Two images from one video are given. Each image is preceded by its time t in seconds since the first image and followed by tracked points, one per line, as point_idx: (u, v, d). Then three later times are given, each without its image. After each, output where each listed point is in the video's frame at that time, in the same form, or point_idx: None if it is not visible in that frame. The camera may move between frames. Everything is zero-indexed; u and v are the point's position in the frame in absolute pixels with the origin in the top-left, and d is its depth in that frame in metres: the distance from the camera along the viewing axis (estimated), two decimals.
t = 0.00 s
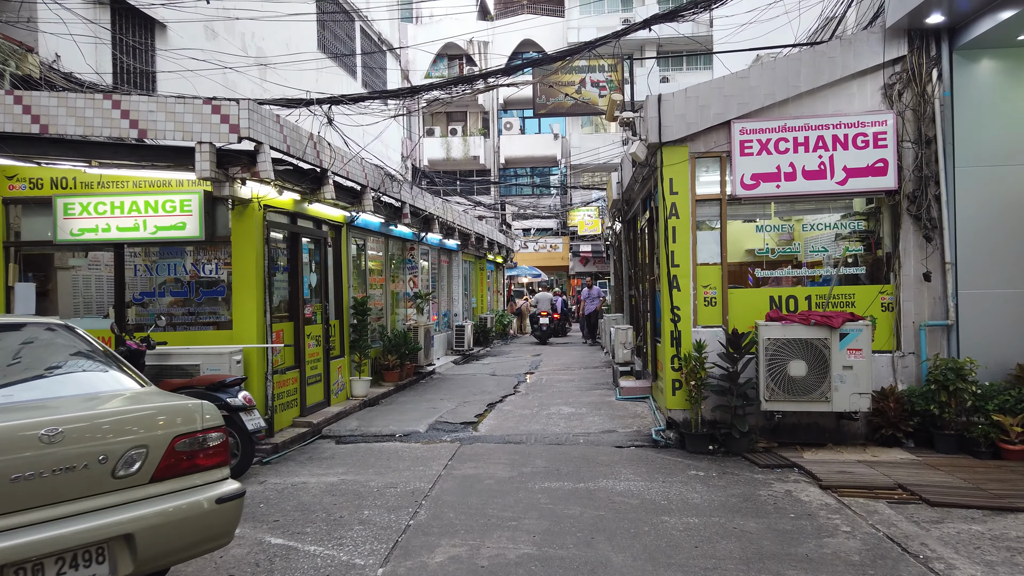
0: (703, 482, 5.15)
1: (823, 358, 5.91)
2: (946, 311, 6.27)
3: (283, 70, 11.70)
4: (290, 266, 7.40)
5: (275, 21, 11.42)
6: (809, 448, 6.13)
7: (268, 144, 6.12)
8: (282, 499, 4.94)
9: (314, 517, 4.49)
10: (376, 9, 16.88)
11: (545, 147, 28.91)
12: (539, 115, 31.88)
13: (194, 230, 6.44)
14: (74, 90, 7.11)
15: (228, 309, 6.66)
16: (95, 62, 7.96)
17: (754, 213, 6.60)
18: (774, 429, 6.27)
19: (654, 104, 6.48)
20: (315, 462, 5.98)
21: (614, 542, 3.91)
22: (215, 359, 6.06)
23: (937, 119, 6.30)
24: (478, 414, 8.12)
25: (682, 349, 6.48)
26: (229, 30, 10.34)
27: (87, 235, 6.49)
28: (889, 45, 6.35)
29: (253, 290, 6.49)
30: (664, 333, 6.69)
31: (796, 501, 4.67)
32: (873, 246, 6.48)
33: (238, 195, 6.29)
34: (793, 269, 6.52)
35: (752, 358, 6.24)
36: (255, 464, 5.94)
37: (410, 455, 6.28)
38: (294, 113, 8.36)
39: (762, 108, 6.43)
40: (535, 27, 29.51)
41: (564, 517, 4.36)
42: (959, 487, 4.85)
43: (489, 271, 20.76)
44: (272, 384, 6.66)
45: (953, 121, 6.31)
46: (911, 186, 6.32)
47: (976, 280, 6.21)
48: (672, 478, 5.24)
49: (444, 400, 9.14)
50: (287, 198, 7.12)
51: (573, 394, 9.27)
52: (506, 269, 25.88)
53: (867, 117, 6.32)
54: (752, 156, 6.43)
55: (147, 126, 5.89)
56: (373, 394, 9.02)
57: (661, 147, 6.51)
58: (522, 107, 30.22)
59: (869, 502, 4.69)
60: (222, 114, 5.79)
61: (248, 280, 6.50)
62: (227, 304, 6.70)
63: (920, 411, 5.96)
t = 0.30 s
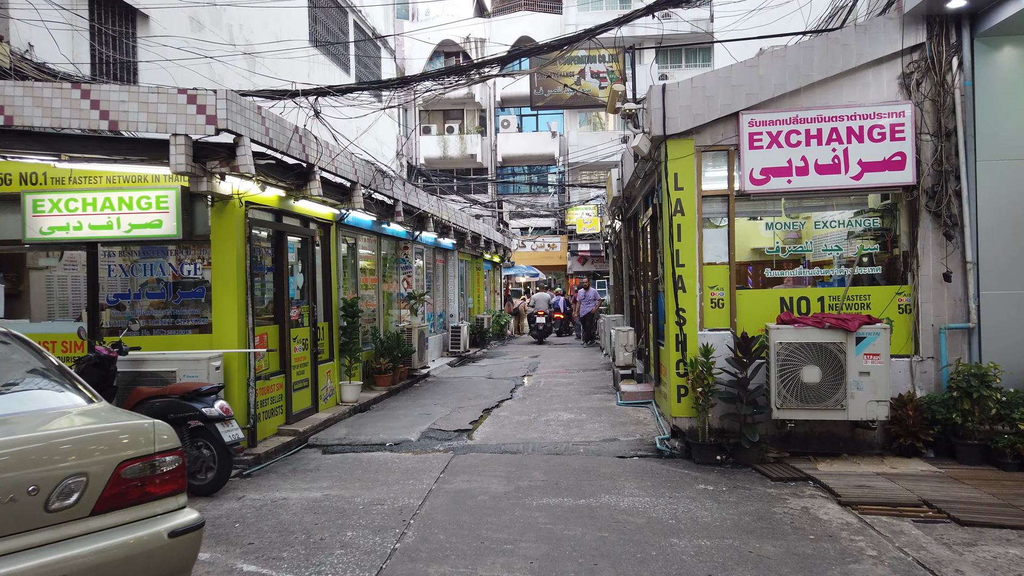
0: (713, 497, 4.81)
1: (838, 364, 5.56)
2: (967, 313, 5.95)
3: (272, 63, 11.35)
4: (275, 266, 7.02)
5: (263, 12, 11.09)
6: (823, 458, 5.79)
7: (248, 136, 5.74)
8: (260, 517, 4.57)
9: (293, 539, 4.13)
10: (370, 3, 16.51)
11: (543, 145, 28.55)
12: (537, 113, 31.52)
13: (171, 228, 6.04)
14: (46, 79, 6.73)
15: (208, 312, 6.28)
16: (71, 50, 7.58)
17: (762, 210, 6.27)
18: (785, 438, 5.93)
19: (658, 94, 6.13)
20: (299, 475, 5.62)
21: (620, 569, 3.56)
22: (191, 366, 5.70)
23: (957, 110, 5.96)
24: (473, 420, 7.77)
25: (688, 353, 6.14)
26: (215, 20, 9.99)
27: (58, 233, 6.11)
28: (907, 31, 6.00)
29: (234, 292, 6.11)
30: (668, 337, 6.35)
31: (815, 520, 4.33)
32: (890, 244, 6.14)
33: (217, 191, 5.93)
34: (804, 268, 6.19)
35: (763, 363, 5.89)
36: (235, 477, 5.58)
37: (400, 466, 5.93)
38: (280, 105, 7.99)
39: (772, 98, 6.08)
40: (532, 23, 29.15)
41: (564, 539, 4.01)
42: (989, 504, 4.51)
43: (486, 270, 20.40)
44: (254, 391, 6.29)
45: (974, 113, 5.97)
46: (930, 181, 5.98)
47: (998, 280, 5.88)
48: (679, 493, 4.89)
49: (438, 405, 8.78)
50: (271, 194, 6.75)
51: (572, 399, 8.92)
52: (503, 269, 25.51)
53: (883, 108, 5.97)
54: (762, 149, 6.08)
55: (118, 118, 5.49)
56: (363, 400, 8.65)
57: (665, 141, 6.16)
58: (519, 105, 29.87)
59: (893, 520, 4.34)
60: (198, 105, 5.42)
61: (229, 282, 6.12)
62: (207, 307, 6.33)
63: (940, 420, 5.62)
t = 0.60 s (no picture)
0: (728, 503, 4.44)
1: (859, 359, 5.20)
2: (994, 304, 5.61)
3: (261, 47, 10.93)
4: (259, 255, 6.64)
5: None
6: (842, 460, 5.42)
7: (227, 115, 5.33)
8: (236, 525, 4.20)
9: (270, 551, 3.76)
10: None
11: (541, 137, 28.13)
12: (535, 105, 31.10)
13: (146, 214, 5.72)
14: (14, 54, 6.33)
15: (186, 304, 5.88)
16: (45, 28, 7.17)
17: (775, 196, 5.91)
18: (800, 438, 5.58)
19: (666, 71, 5.75)
20: (282, 478, 5.25)
21: None
22: (167, 360, 5.34)
23: (985, 88, 5.60)
24: (469, 418, 7.40)
25: (698, 348, 5.77)
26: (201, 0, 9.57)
27: (25, 220, 5.76)
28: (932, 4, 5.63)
29: (214, 282, 5.73)
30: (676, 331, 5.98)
31: (841, 529, 3.96)
32: (912, 232, 5.77)
33: (195, 175, 5.54)
34: (821, 257, 5.83)
35: (778, 358, 5.53)
36: (213, 480, 5.20)
37: (391, 468, 5.55)
38: (266, 86, 7.59)
39: (788, 75, 5.71)
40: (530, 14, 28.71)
41: (569, 551, 3.64)
42: None
43: (483, 264, 19.99)
44: (236, 388, 5.91)
45: (1003, 91, 5.61)
46: (956, 164, 5.62)
47: None
48: (691, 498, 4.52)
49: (433, 402, 8.41)
50: (255, 178, 6.37)
51: (573, 396, 8.55)
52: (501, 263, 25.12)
53: (906, 86, 5.61)
54: (777, 130, 5.71)
55: (86, 94, 5.05)
56: (355, 397, 8.28)
57: (674, 121, 5.78)
58: (517, 98, 29.53)
59: (926, 529, 3.98)
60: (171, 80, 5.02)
61: (209, 271, 5.74)
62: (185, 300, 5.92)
63: (968, 418, 5.26)
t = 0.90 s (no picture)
0: (740, 523, 4.08)
1: (878, 364, 4.85)
2: (1022, 305, 5.24)
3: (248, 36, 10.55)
4: (239, 253, 6.27)
5: None
6: (859, 472, 5.07)
7: (199, 102, 4.96)
8: (202, 550, 3.83)
9: None
10: None
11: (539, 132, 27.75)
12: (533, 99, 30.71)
13: (113, 209, 5.30)
14: None
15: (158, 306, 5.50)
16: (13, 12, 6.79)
17: (786, 190, 5.56)
18: (813, 448, 5.23)
19: (671, 57, 5.38)
20: (258, 492, 4.89)
21: None
22: (134, 367, 4.94)
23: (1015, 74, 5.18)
24: (462, 424, 7.03)
25: (704, 352, 5.42)
26: None
27: None
28: None
29: (187, 282, 5.36)
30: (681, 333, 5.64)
31: (865, 555, 3.60)
32: (931, 228, 5.45)
33: (167, 167, 5.16)
34: (837, 256, 5.49)
35: (790, 363, 5.17)
36: (183, 495, 4.83)
37: (377, 480, 5.18)
38: (246, 73, 7.19)
39: (801, 61, 5.35)
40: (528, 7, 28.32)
41: None
42: None
43: (479, 260, 19.63)
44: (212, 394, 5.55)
45: None
46: (981, 155, 5.24)
47: None
48: (699, 517, 4.17)
49: (425, 405, 8.05)
50: (234, 171, 6.00)
51: (571, 399, 8.18)
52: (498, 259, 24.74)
53: (928, 71, 5.24)
54: (789, 119, 5.34)
55: (44, 80, 4.59)
56: (343, 400, 7.92)
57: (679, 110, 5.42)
58: (514, 92, 29.16)
59: (959, 555, 3.62)
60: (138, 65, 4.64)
61: (182, 270, 5.37)
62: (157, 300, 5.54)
63: (995, 429, 4.89)
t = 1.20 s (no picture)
0: (757, 542, 3.70)
1: (903, 366, 4.47)
2: None
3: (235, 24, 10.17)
4: (217, 247, 5.87)
5: None
6: (882, 483, 4.69)
7: (166, 82, 4.57)
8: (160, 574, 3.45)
9: None
10: None
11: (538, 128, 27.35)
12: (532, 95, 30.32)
13: (76, 199, 4.96)
14: None
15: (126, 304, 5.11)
16: None
17: (801, 179, 5.18)
18: (831, 456, 4.86)
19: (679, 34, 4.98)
20: (231, 506, 4.50)
21: None
22: (97, 369, 4.54)
23: None
24: (455, 428, 6.64)
25: (714, 352, 5.03)
26: None
27: None
28: None
29: (156, 277, 4.96)
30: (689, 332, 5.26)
31: None
32: (959, 219, 5.05)
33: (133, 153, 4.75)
34: (856, 249, 5.10)
35: (808, 364, 4.79)
36: (150, 510, 4.45)
37: (361, 492, 4.80)
38: (225, 57, 6.80)
39: (818, 39, 4.96)
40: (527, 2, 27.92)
41: None
42: None
43: (477, 258, 19.24)
44: (185, 399, 5.17)
45: None
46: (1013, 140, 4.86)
47: None
48: (712, 536, 3.78)
49: (418, 408, 7.66)
50: (211, 160, 5.61)
51: (571, 401, 7.80)
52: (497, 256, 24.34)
53: (955, 49, 4.86)
54: (805, 101, 4.95)
55: None
56: (331, 403, 7.53)
57: (687, 92, 5.03)
58: (513, 87, 28.76)
59: None
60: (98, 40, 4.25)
61: (151, 265, 4.97)
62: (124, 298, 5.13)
63: None
